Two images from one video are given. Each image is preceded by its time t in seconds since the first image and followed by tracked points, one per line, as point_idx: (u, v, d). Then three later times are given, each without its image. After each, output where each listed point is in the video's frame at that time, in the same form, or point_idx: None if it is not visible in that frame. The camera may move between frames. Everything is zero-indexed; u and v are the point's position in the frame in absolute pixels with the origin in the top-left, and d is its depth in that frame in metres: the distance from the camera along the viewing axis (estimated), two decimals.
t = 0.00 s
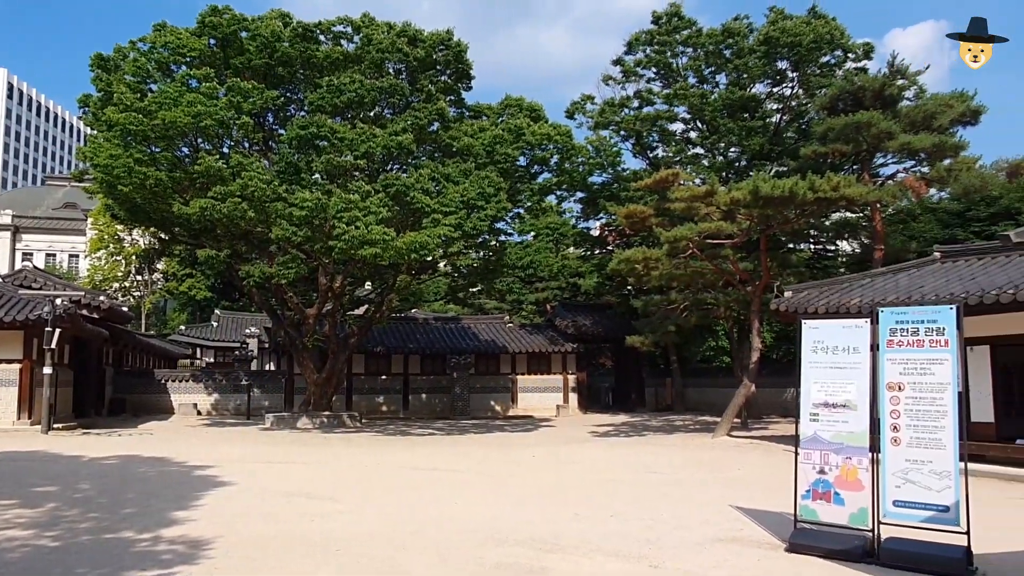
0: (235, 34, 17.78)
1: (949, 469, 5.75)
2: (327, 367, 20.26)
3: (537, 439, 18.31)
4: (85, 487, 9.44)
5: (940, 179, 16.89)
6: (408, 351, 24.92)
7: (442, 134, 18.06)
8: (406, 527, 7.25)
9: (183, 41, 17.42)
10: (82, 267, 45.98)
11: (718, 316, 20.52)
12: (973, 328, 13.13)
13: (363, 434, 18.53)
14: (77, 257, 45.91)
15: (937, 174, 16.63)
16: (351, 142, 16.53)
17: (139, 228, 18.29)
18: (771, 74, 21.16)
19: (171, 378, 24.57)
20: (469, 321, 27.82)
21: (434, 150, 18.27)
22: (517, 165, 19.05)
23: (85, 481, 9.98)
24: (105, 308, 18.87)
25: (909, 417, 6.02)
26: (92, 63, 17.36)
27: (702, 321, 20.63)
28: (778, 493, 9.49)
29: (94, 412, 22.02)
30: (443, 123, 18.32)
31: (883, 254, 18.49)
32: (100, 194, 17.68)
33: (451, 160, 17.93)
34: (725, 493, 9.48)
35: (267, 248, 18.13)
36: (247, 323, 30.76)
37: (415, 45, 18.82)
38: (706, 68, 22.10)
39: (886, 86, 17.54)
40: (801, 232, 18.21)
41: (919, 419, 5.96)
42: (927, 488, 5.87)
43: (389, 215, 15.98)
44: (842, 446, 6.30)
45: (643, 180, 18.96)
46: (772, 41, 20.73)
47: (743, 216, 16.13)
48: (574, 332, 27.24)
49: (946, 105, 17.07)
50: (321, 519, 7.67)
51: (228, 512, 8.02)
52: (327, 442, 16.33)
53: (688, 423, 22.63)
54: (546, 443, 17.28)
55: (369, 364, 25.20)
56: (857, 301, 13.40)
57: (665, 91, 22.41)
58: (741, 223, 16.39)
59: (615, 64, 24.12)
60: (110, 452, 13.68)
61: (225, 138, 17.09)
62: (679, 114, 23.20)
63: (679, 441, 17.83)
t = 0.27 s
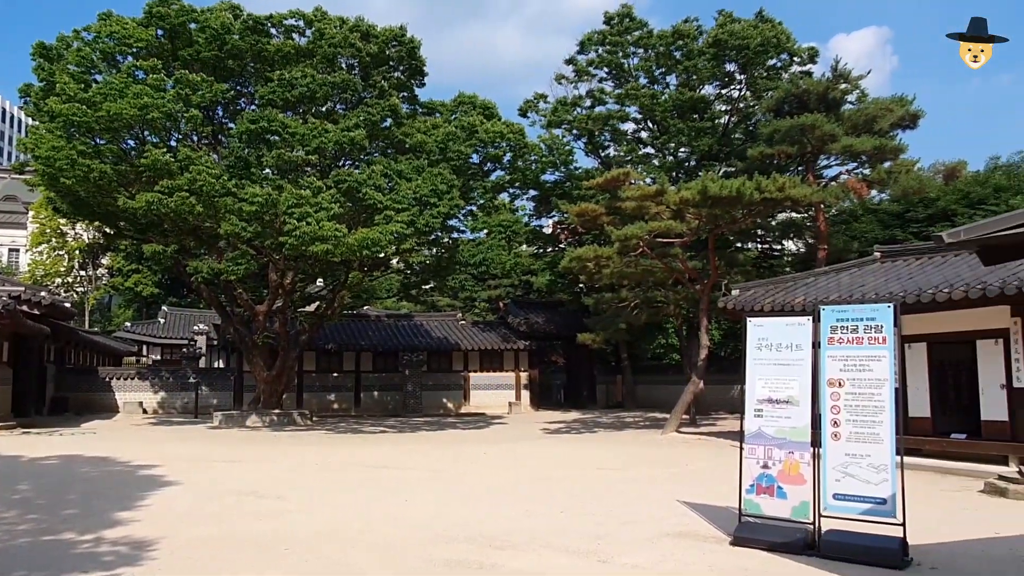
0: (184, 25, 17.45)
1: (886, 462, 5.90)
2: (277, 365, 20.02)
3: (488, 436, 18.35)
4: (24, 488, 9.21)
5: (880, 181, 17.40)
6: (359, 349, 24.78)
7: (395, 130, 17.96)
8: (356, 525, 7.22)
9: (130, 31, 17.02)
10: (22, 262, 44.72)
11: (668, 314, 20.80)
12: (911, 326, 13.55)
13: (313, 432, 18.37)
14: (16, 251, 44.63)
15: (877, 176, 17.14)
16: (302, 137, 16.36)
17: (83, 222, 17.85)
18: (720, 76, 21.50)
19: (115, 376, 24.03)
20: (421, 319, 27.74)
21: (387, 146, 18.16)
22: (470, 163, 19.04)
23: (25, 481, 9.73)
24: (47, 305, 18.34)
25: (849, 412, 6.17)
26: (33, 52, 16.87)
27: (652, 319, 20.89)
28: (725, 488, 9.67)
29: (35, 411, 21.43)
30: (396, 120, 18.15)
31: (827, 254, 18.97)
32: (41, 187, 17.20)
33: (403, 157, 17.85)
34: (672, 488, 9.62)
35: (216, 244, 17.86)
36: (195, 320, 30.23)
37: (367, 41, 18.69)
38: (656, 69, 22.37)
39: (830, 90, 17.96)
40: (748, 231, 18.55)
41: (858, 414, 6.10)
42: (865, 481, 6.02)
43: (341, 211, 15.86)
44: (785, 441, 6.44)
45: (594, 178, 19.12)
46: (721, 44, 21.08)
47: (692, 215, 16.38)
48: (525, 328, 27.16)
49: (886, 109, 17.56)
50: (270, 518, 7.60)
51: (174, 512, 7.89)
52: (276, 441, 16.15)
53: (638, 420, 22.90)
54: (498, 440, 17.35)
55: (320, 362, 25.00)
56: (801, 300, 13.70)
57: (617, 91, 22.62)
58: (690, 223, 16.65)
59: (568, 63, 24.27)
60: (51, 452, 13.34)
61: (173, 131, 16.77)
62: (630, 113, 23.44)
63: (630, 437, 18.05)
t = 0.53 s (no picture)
0: (129, 14, 17.08)
1: (824, 455, 6.00)
2: (225, 362, 19.77)
3: (438, 434, 18.35)
4: None
5: (821, 183, 17.92)
6: (309, 346, 24.55)
7: (346, 125, 17.84)
8: (302, 524, 7.18)
9: (72, 19, 16.60)
10: None
11: (617, 312, 21.06)
12: (849, 324, 13.94)
13: (261, 430, 18.17)
14: None
15: (818, 177, 17.67)
16: (251, 131, 16.20)
17: (22, 215, 17.37)
18: (668, 77, 21.81)
19: (56, 374, 23.43)
20: (372, 315, 27.60)
21: (338, 141, 18.03)
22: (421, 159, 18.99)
23: None
24: None
25: (789, 407, 6.25)
26: None
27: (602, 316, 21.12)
28: (669, 483, 9.84)
29: None
30: (347, 115, 18.09)
31: (770, 253, 19.45)
32: None
33: (354, 153, 17.76)
34: (617, 483, 9.76)
35: (161, 239, 17.57)
36: (140, 316, 29.63)
37: (318, 34, 18.53)
38: (607, 69, 22.62)
39: (773, 93, 18.38)
40: (695, 230, 18.88)
41: (797, 409, 6.18)
42: (804, 474, 6.11)
43: (290, 206, 15.73)
44: (727, 436, 6.50)
45: (545, 177, 19.25)
46: (669, 46, 21.39)
47: (640, 214, 16.62)
48: (476, 325, 27.18)
49: (827, 113, 18.04)
50: (213, 518, 7.50)
51: (114, 513, 7.74)
52: (223, 439, 15.95)
53: (587, 416, 23.14)
54: (448, 437, 17.37)
55: (269, 359, 24.73)
56: (745, 298, 13.98)
57: (568, 90, 22.81)
58: (639, 221, 16.88)
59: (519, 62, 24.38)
60: None
61: (117, 123, 16.44)
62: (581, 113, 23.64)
63: (579, 434, 18.23)
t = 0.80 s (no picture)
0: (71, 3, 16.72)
1: (762, 449, 6.17)
2: (171, 359, 19.51)
3: (388, 430, 18.39)
4: None
5: (763, 184, 18.44)
6: (259, 342, 24.25)
7: (296, 120, 17.75)
8: (248, 523, 7.19)
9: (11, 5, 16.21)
10: None
11: (567, 309, 21.32)
12: (790, 321, 14.36)
13: (208, 427, 18.01)
14: None
15: (760, 179, 18.21)
16: (199, 123, 15.98)
17: None
18: (617, 78, 22.12)
19: None
20: (322, 312, 27.45)
21: (288, 136, 17.91)
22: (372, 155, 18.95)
23: None
24: None
25: (729, 402, 6.41)
26: None
27: (551, 313, 21.37)
28: (615, 477, 10.05)
29: None
30: (297, 109, 17.99)
31: (714, 252, 19.94)
32: None
33: (304, 148, 17.66)
34: (564, 478, 9.95)
35: (105, 233, 17.27)
36: (83, 312, 29.00)
37: (268, 27, 18.37)
38: (557, 69, 22.87)
39: (718, 95, 18.79)
40: (643, 229, 19.22)
41: (737, 404, 6.35)
42: (742, 467, 6.28)
43: (238, 200, 15.61)
44: (670, 430, 6.66)
45: (496, 175, 19.40)
46: (619, 47, 21.70)
47: (589, 212, 16.87)
48: (427, 322, 27.23)
49: (770, 116, 18.52)
50: (158, 517, 7.47)
51: (55, 514, 7.66)
52: (168, 437, 15.77)
53: (537, 412, 23.37)
54: (397, 433, 17.42)
55: (217, 356, 24.42)
56: (690, 296, 14.29)
57: (519, 89, 22.98)
58: (588, 220, 17.13)
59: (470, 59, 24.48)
60: None
61: (58, 113, 16.12)
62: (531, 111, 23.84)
63: (528, 429, 18.45)
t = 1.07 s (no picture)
0: None
1: (713, 442, 6.34)
2: (120, 356, 19.16)
3: (344, 427, 18.33)
4: None
5: (716, 183, 18.78)
6: (212, 338, 23.91)
7: (250, 114, 17.53)
8: (203, 521, 7.16)
9: None
10: None
11: (523, 305, 21.46)
12: (741, 317, 14.66)
13: (159, 425, 17.75)
14: None
15: (714, 178, 18.55)
16: (149, 116, 15.71)
17: None
18: (574, 77, 22.27)
19: None
20: (276, 308, 27.19)
21: (241, 130, 17.73)
22: (327, 151, 18.82)
23: None
24: None
25: (682, 396, 6.56)
26: None
27: (508, 310, 21.49)
28: (571, 471, 10.19)
29: None
30: (251, 103, 17.78)
31: (669, 250, 20.24)
32: None
33: (259, 142, 17.48)
34: (520, 473, 10.06)
35: (51, 227, 16.89)
36: (28, 308, 28.29)
37: (220, 20, 18.11)
38: (514, 67, 22.98)
39: (672, 96, 19.04)
40: (598, 226, 19.42)
41: (690, 398, 6.51)
42: (694, 460, 6.43)
43: (190, 195, 15.39)
44: (624, 425, 6.80)
45: (453, 171, 19.42)
46: (575, 46, 21.86)
47: (546, 210, 17.00)
48: (384, 319, 27.15)
49: (722, 117, 18.87)
50: (110, 517, 7.39)
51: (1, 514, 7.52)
52: (119, 435, 15.51)
53: (493, 408, 23.49)
54: (354, 429, 17.39)
55: (169, 353, 23.94)
56: (645, 293, 14.51)
57: (475, 86, 23.02)
58: (544, 217, 17.27)
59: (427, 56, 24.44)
60: None
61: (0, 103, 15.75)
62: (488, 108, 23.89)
63: (485, 425, 18.55)
